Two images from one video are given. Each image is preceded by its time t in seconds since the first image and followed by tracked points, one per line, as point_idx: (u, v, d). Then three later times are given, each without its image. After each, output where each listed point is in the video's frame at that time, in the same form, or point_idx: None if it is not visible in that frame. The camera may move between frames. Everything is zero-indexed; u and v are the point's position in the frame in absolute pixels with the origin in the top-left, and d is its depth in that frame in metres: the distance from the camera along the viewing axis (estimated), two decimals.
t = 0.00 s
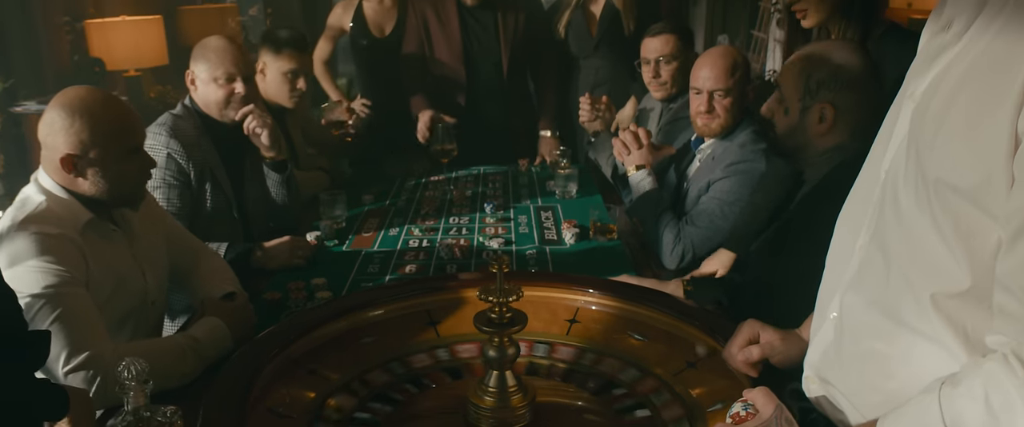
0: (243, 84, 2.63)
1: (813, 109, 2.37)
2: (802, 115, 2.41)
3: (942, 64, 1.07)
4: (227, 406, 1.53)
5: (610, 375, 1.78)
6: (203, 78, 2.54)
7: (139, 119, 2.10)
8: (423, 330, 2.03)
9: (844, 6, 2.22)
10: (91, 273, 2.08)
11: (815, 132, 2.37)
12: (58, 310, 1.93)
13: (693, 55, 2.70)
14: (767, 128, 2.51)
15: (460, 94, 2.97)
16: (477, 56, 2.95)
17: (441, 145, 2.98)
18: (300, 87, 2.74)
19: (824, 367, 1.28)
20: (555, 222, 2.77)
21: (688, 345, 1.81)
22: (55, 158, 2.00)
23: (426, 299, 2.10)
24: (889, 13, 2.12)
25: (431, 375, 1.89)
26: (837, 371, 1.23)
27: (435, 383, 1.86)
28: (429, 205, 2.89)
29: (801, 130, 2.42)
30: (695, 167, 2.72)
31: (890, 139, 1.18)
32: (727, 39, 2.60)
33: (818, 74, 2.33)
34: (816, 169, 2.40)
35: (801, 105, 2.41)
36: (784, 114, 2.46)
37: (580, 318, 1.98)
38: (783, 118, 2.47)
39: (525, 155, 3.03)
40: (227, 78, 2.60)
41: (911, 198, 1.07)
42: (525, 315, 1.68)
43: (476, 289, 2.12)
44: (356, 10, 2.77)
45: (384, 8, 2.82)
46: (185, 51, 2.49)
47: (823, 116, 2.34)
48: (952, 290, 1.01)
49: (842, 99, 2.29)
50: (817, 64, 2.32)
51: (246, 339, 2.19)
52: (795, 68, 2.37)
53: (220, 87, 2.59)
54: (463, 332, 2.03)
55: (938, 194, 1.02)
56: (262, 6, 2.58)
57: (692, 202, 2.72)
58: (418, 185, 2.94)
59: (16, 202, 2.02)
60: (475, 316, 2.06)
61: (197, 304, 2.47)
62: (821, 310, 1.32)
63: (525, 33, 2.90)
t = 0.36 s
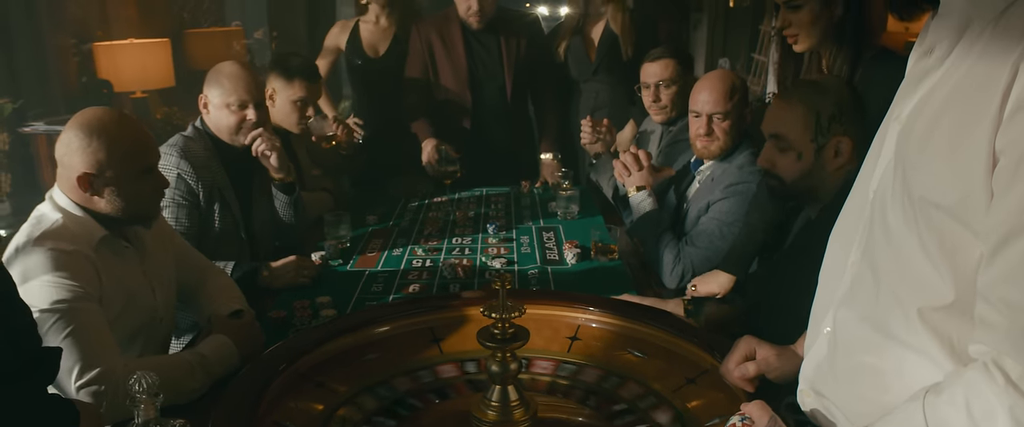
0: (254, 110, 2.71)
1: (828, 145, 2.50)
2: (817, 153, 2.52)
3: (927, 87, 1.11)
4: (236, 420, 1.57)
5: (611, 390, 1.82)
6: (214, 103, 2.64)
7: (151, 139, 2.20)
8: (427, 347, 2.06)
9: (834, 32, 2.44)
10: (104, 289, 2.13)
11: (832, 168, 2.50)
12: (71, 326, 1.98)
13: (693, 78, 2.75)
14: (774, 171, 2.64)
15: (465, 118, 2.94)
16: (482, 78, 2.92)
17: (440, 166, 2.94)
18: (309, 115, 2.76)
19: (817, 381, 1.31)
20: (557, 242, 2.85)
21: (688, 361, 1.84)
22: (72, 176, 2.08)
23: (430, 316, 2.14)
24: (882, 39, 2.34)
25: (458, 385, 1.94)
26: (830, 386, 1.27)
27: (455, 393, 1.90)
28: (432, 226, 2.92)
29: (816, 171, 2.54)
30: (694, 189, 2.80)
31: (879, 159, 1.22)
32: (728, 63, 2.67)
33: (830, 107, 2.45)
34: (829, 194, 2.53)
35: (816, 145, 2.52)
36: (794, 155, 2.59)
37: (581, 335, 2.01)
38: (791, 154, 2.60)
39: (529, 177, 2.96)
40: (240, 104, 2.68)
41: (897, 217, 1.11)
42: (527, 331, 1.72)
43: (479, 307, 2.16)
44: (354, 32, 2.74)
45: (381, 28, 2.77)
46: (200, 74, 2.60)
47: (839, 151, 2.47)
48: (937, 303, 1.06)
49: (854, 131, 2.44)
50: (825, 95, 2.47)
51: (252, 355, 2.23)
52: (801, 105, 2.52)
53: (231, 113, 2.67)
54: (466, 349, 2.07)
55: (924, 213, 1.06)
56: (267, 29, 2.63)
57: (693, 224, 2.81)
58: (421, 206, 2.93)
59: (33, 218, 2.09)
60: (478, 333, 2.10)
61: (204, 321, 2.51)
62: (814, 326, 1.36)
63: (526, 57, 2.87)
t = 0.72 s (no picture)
0: (264, 118, 2.77)
1: (814, 182, 2.23)
2: (804, 192, 2.26)
3: (918, 97, 1.16)
4: (251, 419, 1.62)
5: (615, 393, 1.86)
6: (225, 111, 2.70)
7: (170, 147, 2.27)
8: (436, 349, 2.11)
9: (826, 43, 2.16)
10: (120, 294, 2.18)
11: (816, 202, 2.23)
12: (88, 327, 2.02)
13: (695, 89, 2.78)
14: (761, 213, 2.44)
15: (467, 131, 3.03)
16: (489, 88, 2.98)
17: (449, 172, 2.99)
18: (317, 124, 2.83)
19: (814, 380, 1.35)
20: (563, 250, 2.89)
21: (690, 364, 1.88)
22: (92, 182, 2.13)
23: (439, 319, 2.18)
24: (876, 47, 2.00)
25: (464, 386, 1.99)
26: (826, 384, 1.31)
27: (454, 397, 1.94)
28: (439, 233, 2.97)
29: (804, 209, 2.27)
30: (696, 198, 2.77)
31: (873, 165, 1.27)
32: (732, 73, 2.63)
33: (817, 148, 2.21)
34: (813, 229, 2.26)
35: (803, 183, 2.26)
36: (782, 195, 2.35)
37: (586, 339, 2.05)
38: (778, 195, 2.36)
39: (535, 185, 3.05)
40: (250, 112, 2.74)
41: (889, 221, 1.15)
42: (533, 333, 1.77)
43: (487, 310, 2.21)
44: (358, 42, 2.80)
45: (384, 38, 2.83)
46: (211, 83, 2.69)
47: (825, 187, 2.19)
48: (927, 304, 1.10)
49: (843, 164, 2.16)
50: (807, 132, 2.24)
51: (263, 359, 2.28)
52: (786, 144, 2.33)
53: (241, 120, 2.74)
54: (475, 351, 2.11)
55: (914, 217, 1.10)
56: (276, 39, 2.71)
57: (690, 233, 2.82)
58: (429, 213, 3.00)
59: (51, 223, 2.14)
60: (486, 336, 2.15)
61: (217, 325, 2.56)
62: (812, 327, 1.40)
63: (533, 67, 2.94)
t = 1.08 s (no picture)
0: (268, 134, 2.66)
1: (779, 198, 2.67)
2: (768, 204, 2.70)
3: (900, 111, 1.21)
4: None
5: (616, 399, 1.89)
6: (230, 126, 2.57)
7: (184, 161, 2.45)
8: (440, 359, 2.15)
9: (824, 57, 2.44)
10: (129, 302, 2.25)
11: (781, 218, 2.67)
12: (100, 335, 2.11)
13: (696, 103, 2.87)
14: (728, 218, 2.81)
15: (472, 148, 2.97)
16: (490, 103, 2.97)
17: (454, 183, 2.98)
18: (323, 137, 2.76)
19: (807, 385, 1.40)
20: (565, 262, 2.92)
21: (688, 372, 1.92)
22: (107, 189, 2.24)
23: (442, 331, 2.23)
24: (874, 64, 2.30)
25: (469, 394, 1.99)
26: (818, 389, 1.36)
27: (453, 405, 1.92)
28: (443, 246, 2.96)
29: (768, 221, 2.69)
30: (696, 208, 2.90)
31: (860, 177, 1.32)
32: (735, 88, 2.77)
33: (784, 165, 2.64)
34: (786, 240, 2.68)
35: (767, 196, 2.70)
36: (745, 204, 2.75)
37: (587, 348, 2.09)
38: (743, 203, 2.76)
39: (536, 199, 3.03)
40: (253, 127, 2.62)
41: (874, 231, 1.20)
42: (535, 341, 1.82)
43: (490, 321, 2.26)
44: (366, 58, 2.72)
45: (391, 55, 2.76)
46: (215, 99, 2.52)
47: (790, 204, 2.64)
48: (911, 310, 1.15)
49: (806, 186, 2.60)
50: (795, 148, 2.59)
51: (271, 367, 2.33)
52: (755, 157, 2.71)
53: (246, 135, 2.62)
54: (478, 360, 2.14)
55: (897, 226, 1.15)
56: (281, 55, 2.58)
57: (680, 249, 2.93)
58: (432, 227, 2.97)
59: (62, 233, 2.16)
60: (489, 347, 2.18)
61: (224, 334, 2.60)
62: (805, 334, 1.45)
63: (534, 82, 2.94)
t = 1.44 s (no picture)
0: (271, 161, 2.73)
1: (770, 215, 2.72)
2: (761, 223, 2.74)
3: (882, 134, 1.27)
4: None
5: (616, 414, 1.93)
6: (232, 155, 2.66)
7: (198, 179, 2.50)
8: (444, 375, 2.19)
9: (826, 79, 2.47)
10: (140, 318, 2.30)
11: (775, 234, 2.72)
12: (110, 350, 2.20)
13: (694, 126, 2.90)
14: (727, 238, 2.84)
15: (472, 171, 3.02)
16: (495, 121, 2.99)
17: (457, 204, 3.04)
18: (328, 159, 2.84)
19: (797, 399, 1.45)
20: (566, 282, 2.97)
21: (687, 388, 1.97)
22: (120, 209, 2.28)
23: (446, 347, 2.27)
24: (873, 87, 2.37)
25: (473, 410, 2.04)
26: (809, 400, 1.41)
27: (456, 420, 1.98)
28: (445, 267, 3.01)
29: (762, 239, 2.74)
30: (697, 230, 2.93)
31: (845, 197, 1.38)
32: (735, 111, 2.78)
33: (769, 184, 2.72)
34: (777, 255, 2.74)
35: (759, 216, 2.74)
36: (740, 225, 2.79)
37: (587, 365, 2.13)
38: (738, 224, 2.79)
39: (538, 220, 3.06)
40: (256, 156, 2.72)
41: (859, 247, 1.26)
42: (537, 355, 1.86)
43: (492, 338, 2.30)
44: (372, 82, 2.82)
45: (398, 78, 2.85)
46: (218, 122, 2.64)
47: (781, 219, 2.70)
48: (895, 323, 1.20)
49: (795, 202, 2.66)
50: (788, 171, 2.64)
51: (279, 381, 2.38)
52: (743, 179, 2.76)
53: (249, 164, 2.70)
54: (481, 377, 2.18)
55: (880, 244, 1.21)
56: (286, 78, 2.70)
57: (679, 264, 2.97)
58: (435, 249, 3.04)
59: (73, 251, 2.25)
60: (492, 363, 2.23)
61: (232, 350, 2.65)
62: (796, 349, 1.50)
63: (534, 106, 2.98)
